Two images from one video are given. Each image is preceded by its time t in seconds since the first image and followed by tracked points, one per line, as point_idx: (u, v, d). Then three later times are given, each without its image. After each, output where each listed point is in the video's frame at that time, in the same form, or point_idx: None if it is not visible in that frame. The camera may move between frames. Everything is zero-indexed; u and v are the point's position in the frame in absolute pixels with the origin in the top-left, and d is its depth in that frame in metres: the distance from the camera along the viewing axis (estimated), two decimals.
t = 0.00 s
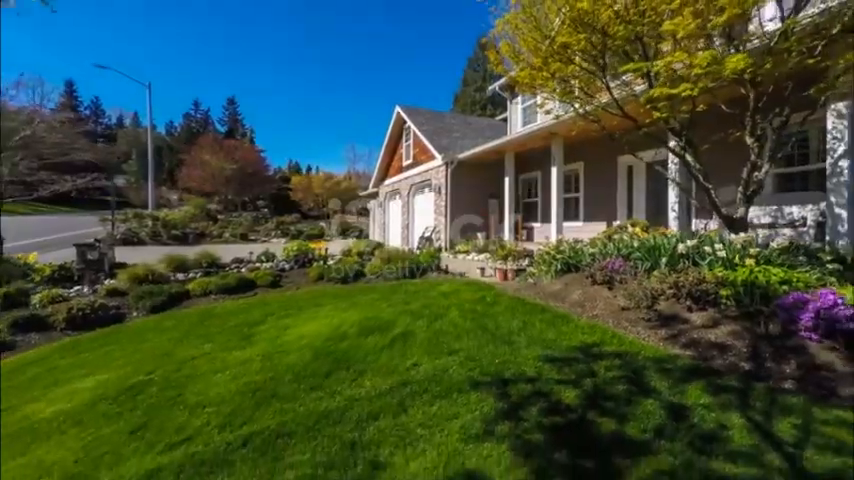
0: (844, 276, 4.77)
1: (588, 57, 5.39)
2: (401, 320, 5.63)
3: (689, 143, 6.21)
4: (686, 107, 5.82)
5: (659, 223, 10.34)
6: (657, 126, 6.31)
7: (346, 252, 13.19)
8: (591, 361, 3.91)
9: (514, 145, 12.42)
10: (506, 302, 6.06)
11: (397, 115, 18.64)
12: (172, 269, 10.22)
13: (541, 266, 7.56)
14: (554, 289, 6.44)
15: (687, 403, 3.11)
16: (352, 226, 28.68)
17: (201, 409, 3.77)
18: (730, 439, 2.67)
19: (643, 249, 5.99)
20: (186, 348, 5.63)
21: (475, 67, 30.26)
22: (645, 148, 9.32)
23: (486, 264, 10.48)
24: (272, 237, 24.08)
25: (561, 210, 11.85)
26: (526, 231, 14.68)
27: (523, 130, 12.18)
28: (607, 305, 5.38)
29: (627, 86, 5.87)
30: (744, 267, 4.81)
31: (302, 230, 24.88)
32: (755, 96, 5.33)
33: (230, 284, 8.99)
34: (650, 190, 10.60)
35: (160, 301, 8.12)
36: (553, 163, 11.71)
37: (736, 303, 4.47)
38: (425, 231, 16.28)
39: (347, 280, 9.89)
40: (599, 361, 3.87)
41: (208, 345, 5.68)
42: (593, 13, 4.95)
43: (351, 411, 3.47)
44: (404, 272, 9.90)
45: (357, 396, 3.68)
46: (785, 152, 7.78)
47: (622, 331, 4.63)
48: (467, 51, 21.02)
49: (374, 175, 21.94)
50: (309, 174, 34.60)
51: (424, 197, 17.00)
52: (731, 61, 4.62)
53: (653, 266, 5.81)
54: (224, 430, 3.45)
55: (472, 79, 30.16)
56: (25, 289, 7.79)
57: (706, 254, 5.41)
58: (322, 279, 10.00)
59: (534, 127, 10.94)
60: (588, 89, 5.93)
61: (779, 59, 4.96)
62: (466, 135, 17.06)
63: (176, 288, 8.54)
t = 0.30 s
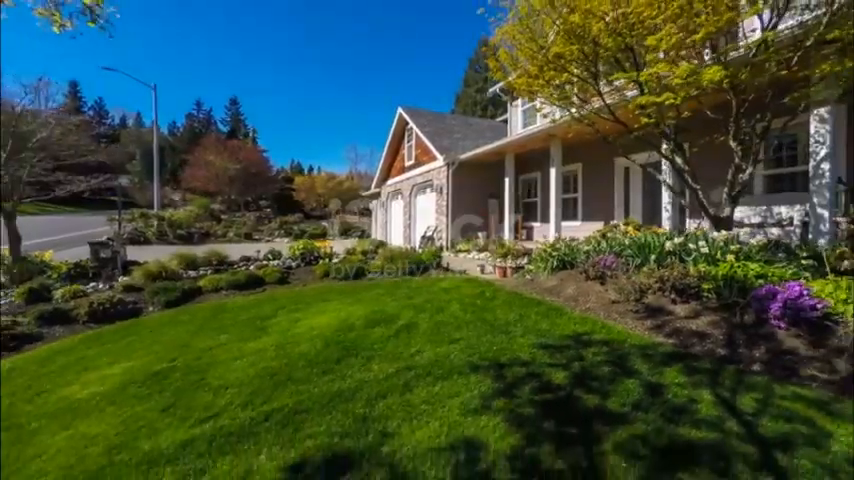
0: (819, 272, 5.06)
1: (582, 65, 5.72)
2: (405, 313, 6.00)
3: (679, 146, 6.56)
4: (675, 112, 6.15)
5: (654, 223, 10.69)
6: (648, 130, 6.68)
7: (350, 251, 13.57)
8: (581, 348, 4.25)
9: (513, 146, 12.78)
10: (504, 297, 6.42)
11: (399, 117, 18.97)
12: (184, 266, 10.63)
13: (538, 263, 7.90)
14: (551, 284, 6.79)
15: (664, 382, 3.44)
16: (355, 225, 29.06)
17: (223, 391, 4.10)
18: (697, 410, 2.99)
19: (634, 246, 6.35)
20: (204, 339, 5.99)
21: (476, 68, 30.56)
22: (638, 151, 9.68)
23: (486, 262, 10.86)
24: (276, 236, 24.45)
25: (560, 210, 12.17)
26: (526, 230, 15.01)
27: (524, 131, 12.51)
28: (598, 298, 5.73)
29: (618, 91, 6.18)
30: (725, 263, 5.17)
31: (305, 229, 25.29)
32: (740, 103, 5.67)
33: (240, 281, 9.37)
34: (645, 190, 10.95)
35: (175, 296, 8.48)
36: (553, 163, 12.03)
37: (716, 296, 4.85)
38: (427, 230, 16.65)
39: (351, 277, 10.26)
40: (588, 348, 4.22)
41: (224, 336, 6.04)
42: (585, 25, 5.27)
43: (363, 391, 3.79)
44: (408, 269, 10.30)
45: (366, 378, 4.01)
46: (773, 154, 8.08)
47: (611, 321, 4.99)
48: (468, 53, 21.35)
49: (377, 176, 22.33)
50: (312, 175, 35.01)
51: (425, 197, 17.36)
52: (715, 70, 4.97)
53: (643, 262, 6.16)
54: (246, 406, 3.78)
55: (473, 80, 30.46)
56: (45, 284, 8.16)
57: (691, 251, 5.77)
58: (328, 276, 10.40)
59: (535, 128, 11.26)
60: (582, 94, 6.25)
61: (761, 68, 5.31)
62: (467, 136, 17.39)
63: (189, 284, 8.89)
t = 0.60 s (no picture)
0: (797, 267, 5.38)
1: (575, 71, 6.02)
2: (409, 306, 6.37)
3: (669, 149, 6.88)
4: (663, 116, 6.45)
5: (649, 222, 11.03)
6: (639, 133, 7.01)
7: (354, 249, 13.94)
8: (571, 336, 4.61)
9: (513, 147, 13.15)
10: (502, 291, 6.78)
11: (401, 118, 19.32)
12: (194, 263, 11.02)
13: (535, 260, 8.25)
14: (547, 280, 7.16)
15: (643, 365, 3.77)
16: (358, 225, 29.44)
17: (241, 375, 4.45)
18: (671, 388, 3.32)
19: (625, 244, 6.70)
20: (218, 330, 6.35)
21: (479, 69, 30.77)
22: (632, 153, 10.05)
23: (485, 260, 11.23)
24: (280, 236, 24.88)
25: (558, 209, 12.51)
26: (526, 230, 15.33)
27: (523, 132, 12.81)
28: (590, 292, 6.09)
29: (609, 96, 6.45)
30: (709, 259, 5.50)
31: (309, 229, 25.69)
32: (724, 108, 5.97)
33: (249, 277, 9.76)
34: (640, 191, 11.30)
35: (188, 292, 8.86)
36: (551, 164, 12.36)
37: (699, 289, 5.19)
38: (429, 229, 17.02)
39: (356, 274, 10.62)
40: (577, 336, 4.57)
41: (237, 327, 6.40)
42: (578, 35, 5.57)
43: (370, 373, 4.14)
44: (411, 266, 10.67)
45: (373, 363, 4.35)
46: (763, 156, 8.39)
47: (600, 312, 5.35)
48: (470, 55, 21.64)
49: (379, 176, 22.69)
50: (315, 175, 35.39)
51: (427, 197, 17.71)
52: (697, 77, 5.29)
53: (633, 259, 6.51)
54: (264, 387, 4.12)
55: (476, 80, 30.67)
56: (63, 280, 8.53)
57: (678, 248, 6.11)
58: (333, 273, 10.78)
59: (534, 129, 11.59)
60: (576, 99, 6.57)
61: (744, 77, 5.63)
62: (468, 137, 17.72)
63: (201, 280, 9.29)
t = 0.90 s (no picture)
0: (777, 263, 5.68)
1: (568, 77, 6.30)
2: (410, 300, 6.73)
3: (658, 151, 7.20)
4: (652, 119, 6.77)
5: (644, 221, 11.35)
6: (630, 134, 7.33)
7: (356, 248, 14.30)
8: (562, 325, 4.96)
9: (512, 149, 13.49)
10: (499, 287, 7.13)
11: (403, 120, 19.68)
12: (202, 261, 11.40)
13: (531, 258, 8.60)
14: (542, 276, 7.51)
15: (627, 350, 4.11)
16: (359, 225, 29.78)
17: (257, 360, 4.80)
18: (649, 369, 3.66)
19: (616, 242, 7.04)
20: (229, 323, 6.69)
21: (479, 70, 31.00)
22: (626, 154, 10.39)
23: (484, 258, 11.59)
24: (283, 236, 25.26)
25: (556, 209, 12.83)
26: (525, 230, 15.63)
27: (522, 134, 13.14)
28: (582, 286, 6.44)
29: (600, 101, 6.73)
30: (693, 256, 5.84)
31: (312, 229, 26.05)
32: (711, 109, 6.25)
33: (256, 274, 10.13)
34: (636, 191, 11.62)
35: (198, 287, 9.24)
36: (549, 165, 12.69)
37: (683, 283, 5.53)
38: (430, 229, 17.38)
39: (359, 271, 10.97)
40: (567, 325, 4.92)
41: (247, 320, 6.75)
42: (571, 43, 5.83)
43: (375, 358, 4.49)
44: (413, 264, 11.02)
45: (377, 350, 4.70)
46: (753, 158, 8.67)
47: (590, 305, 5.69)
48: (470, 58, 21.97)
49: (380, 176, 23.06)
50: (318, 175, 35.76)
51: (428, 197, 18.07)
52: (678, 85, 5.62)
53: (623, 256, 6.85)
54: (279, 370, 4.47)
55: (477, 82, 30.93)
56: (80, 277, 8.92)
57: (665, 245, 6.45)
58: (337, 270, 11.15)
59: (532, 131, 11.94)
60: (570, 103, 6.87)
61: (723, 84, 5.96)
62: (469, 138, 18.06)
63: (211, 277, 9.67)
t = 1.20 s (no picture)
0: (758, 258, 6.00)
1: (560, 83, 6.60)
2: (412, 294, 7.08)
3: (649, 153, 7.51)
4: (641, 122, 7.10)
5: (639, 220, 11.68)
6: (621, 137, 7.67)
7: (358, 246, 14.65)
8: (554, 316, 5.29)
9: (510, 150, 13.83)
10: (496, 282, 7.49)
11: (403, 120, 20.01)
12: (209, 258, 11.76)
13: (528, 255, 8.95)
14: (537, 272, 7.86)
15: (611, 336, 4.43)
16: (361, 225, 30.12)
17: (268, 348, 5.14)
18: (630, 353, 3.99)
19: (608, 239, 7.37)
20: (239, 316, 7.02)
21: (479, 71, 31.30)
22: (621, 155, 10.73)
23: (484, 256, 11.94)
24: (285, 235, 25.62)
25: (553, 209, 13.15)
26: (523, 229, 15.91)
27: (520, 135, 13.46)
28: (574, 281, 6.78)
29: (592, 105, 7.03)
30: (678, 252, 6.17)
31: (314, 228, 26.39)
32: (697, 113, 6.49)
33: (263, 271, 10.49)
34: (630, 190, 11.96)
35: (208, 283, 9.60)
36: (547, 165, 13.00)
37: (668, 277, 5.86)
38: (431, 228, 17.73)
39: (361, 268, 11.33)
40: (558, 316, 5.25)
41: (256, 313, 7.08)
42: (562, 51, 6.15)
43: (379, 345, 4.84)
44: (414, 261, 11.38)
45: (381, 338, 5.04)
46: (742, 159, 8.96)
47: (581, 298, 6.02)
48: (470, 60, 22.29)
49: (381, 176, 23.41)
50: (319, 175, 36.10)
51: (428, 197, 18.41)
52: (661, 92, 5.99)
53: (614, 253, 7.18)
54: (289, 356, 4.82)
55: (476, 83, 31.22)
56: (96, 273, 9.30)
57: (654, 242, 6.78)
58: (341, 267, 11.50)
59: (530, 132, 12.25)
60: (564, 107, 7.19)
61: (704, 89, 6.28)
62: (469, 139, 18.39)
63: (220, 273, 10.03)
